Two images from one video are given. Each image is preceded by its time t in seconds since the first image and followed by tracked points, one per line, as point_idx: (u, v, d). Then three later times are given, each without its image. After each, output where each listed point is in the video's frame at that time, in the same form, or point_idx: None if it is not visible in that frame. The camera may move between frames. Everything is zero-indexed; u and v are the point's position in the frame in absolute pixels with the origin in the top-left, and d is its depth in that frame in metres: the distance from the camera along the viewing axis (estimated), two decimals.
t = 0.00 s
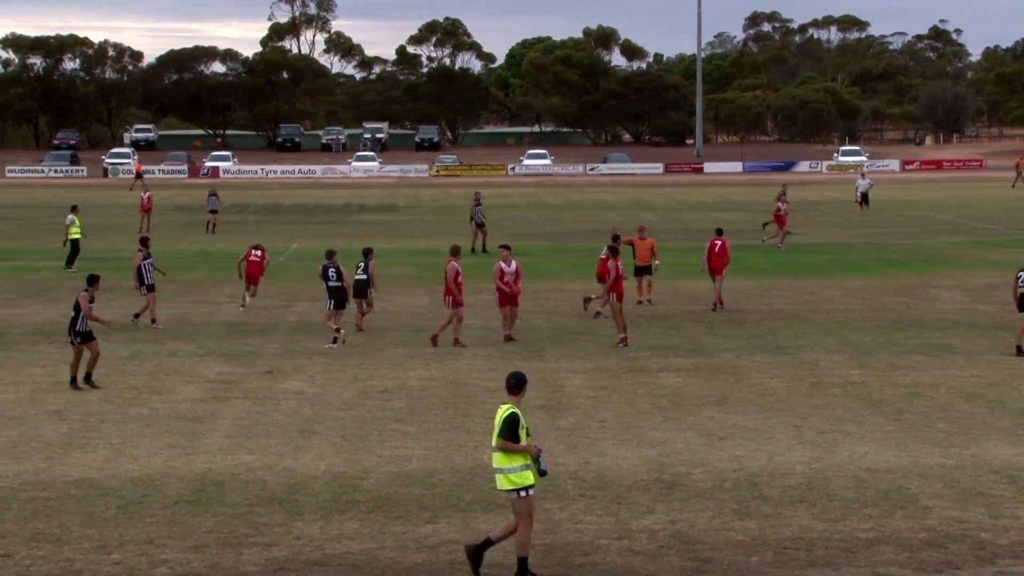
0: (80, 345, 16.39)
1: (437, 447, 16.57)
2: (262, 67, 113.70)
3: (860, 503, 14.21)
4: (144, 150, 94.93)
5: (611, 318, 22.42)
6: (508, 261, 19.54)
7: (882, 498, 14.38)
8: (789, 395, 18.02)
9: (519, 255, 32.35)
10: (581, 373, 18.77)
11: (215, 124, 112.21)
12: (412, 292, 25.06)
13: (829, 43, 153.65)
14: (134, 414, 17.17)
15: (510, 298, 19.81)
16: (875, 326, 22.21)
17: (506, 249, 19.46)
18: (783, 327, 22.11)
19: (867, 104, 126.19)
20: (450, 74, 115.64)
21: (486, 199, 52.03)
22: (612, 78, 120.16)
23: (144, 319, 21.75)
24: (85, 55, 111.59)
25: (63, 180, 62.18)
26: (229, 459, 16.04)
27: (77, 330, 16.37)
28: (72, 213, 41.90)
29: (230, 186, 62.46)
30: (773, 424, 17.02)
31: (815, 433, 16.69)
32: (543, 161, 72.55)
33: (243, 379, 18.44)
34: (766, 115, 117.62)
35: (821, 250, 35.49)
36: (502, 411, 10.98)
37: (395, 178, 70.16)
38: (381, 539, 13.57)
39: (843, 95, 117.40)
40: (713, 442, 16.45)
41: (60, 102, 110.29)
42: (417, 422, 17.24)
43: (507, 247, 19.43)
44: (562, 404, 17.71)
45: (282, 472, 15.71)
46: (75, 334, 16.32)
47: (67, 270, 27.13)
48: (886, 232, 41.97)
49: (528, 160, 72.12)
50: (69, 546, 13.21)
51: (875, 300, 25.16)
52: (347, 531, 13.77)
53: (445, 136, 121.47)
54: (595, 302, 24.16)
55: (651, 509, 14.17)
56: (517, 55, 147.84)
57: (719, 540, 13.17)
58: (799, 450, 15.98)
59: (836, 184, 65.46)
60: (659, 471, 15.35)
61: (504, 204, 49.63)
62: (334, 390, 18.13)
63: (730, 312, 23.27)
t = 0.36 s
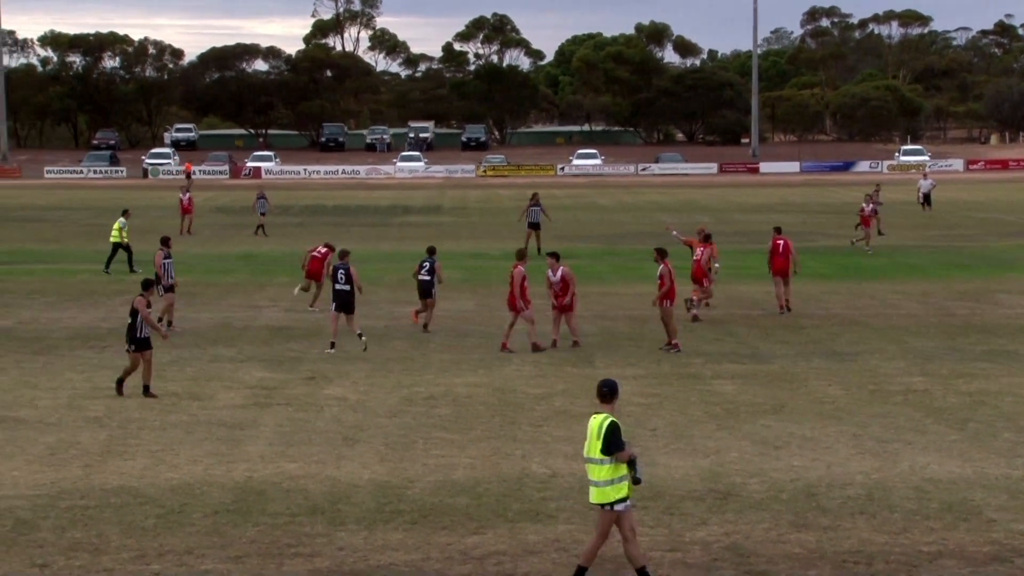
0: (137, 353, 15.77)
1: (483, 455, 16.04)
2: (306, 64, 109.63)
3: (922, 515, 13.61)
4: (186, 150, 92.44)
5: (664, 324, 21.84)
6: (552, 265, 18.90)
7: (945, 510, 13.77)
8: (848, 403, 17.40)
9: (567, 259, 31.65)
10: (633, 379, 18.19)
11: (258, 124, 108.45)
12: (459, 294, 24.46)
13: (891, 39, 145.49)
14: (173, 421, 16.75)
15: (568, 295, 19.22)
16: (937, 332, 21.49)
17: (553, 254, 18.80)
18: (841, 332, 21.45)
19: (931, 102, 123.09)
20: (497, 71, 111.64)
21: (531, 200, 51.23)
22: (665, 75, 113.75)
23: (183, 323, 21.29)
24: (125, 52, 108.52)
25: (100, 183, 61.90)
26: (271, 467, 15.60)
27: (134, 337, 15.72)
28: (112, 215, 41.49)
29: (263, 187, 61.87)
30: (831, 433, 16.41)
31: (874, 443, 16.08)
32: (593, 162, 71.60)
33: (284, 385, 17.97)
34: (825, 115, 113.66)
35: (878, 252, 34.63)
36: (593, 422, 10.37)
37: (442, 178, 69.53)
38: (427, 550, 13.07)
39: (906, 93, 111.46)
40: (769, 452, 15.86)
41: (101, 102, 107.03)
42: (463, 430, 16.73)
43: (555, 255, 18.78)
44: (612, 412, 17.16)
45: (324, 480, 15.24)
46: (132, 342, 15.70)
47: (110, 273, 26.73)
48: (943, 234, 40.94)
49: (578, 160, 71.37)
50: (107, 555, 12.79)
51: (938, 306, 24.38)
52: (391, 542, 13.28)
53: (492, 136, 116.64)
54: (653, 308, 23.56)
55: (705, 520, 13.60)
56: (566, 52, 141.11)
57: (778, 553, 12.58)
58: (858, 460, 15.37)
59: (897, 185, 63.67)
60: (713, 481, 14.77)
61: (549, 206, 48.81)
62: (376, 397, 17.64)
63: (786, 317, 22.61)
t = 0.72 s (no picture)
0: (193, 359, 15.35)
1: (529, 465, 15.55)
2: (348, 63, 107.22)
3: (984, 529, 13.05)
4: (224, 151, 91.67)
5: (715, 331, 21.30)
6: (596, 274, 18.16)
7: (1008, 524, 13.20)
8: (907, 413, 16.82)
9: (611, 263, 31.10)
10: (683, 388, 17.64)
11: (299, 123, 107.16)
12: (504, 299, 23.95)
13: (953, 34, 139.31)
14: (212, 428, 16.32)
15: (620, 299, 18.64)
16: (999, 340, 20.83)
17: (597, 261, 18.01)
18: (899, 340, 20.86)
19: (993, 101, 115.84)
20: (544, 70, 109.36)
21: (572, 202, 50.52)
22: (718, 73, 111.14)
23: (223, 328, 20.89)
24: (163, 51, 106.99)
25: (134, 184, 61.70)
26: (311, 476, 15.15)
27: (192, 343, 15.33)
28: (149, 217, 41.18)
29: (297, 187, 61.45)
30: (889, 444, 15.83)
31: (933, 454, 15.49)
32: (642, 163, 70.78)
33: (324, 393, 17.53)
34: (883, 114, 110.42)
35: (934, 258, 33.88)
36: (683, 433, 9.97)
37: (487, 181, 68.57)
38: (472, 563, 12.60)
39: (968, 92, 109.23)
40: (824, 463, 15.29)
41: (137, 101, 106.37)
42: (509, 440, 16.25)
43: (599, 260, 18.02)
44: (662, 421, 16.66)
45: (366, 491, 14.78)
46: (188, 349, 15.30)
47: (151, 278, 26.40)
48: (1003, 238, 39.95)
49: (629, 162, 70.82)
50: (144, 566, 12.38)
51: (1002, 313, 23.66)
52: (435, 554, 12.82)
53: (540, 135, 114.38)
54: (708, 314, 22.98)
55: (759, 533, 13.07)
56: (615, 49, 138.81)
57: (837, 569, 12.04)
58: (918, 472, 14.79)
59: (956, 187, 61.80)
60: (766, 493, 14.23)
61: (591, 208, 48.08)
62: (419, 405, 17.16)
63: (841, 324, 22.07)
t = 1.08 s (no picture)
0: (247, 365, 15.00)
1: (571, 474, 15.05)
2: (386, 61, 100.36)
3: None
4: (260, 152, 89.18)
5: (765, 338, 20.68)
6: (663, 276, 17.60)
7: None
8: (963, 421, 16.26)
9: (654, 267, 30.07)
10: (731, 396, 17.09)
11: (335, 122, 101.63)
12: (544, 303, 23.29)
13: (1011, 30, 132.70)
14: (246, 436, 15.88)
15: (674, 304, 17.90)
16: None
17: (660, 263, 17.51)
18: (956, 346, 20.26)
19: None
20: (586, 66, 102.92)
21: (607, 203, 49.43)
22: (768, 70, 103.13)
23: (257, 333, 20.37)
24: (197, 48, 101.29)
25: (160, 185, 61.23)
26: (347, 485, 14.68)
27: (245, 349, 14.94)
28: (177, 220, 40.58)
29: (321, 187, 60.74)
30: (944, 453, 15.25)
31: (991, 463, 14.91)
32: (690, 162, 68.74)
33: (360, 400, 17.05)
34: (939, 112, 103.57)
35: (989, 262, 33.07)
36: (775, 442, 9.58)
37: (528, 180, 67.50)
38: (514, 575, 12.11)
39: None
40: (876, 472, 14.74)
41: (170, 99, 100.18)
42: (551, 448, 15.76)
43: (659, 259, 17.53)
44: (709, 429, 16.14)
45: (404, 500, 14.30)
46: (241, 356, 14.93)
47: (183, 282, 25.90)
48: None
49: (675, 161, 68.69)
50: None
51: None
52: (475, 566, 12.33)
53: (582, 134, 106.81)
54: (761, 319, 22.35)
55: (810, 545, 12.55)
56: (660, 46, 134.59)
57: None
58: (975, 483, 14.22)
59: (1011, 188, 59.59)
60: (817, 504, 13.69)
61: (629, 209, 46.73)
62: (457, 413, 16.68)
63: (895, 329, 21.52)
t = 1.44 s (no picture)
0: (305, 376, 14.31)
1: (614, 482, 14.53)
2: (423, 56, 101.00)
3: None
4: (295, 149, 88.75)
5: (815, 345, 20.06)
6: (701, 277, 17.39)
7: None
8: (1021, 430, 15.65)
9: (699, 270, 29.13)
10: (779, 402, 16.55)
11: (371, 119, 100.80)
12: (586, 305, 22.68)
13: None
14: (279, 442, 15.43)
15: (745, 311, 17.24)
16: None
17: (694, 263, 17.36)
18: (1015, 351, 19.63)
19: None
20: (631, 62, 101.74)
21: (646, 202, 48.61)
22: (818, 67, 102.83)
23: (289, 335, 19.90)
24: (230, 43, 100.62)
25: (187, 184, 61.02)
26: (383, 492, 14.23)
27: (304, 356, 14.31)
28: (206, 220, 40.21)
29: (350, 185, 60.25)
30: (1001, 462, 14.65)
31: None
32: (736, 161, 67.72)
33: (396, 404, 16.61)
34: (996, 108, 101.69)
35: None
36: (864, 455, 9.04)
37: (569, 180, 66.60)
38: None
39: None
40: (931, 481, 14.15)
41: (202, 96, 99.38)
42: (592, 455, 15.26)
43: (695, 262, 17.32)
44: (757, 436, 15.61)
45: (441, 508, 13.82)
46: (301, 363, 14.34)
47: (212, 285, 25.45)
48: None
49: (721, 160, 67.63)
50: None
51: None
52: None
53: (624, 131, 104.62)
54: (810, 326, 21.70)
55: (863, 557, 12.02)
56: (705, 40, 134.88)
57: None
58: None
59: None
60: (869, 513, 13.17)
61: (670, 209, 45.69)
62: (496, 419, 16.19)
63: (951, 334, 20.91)
